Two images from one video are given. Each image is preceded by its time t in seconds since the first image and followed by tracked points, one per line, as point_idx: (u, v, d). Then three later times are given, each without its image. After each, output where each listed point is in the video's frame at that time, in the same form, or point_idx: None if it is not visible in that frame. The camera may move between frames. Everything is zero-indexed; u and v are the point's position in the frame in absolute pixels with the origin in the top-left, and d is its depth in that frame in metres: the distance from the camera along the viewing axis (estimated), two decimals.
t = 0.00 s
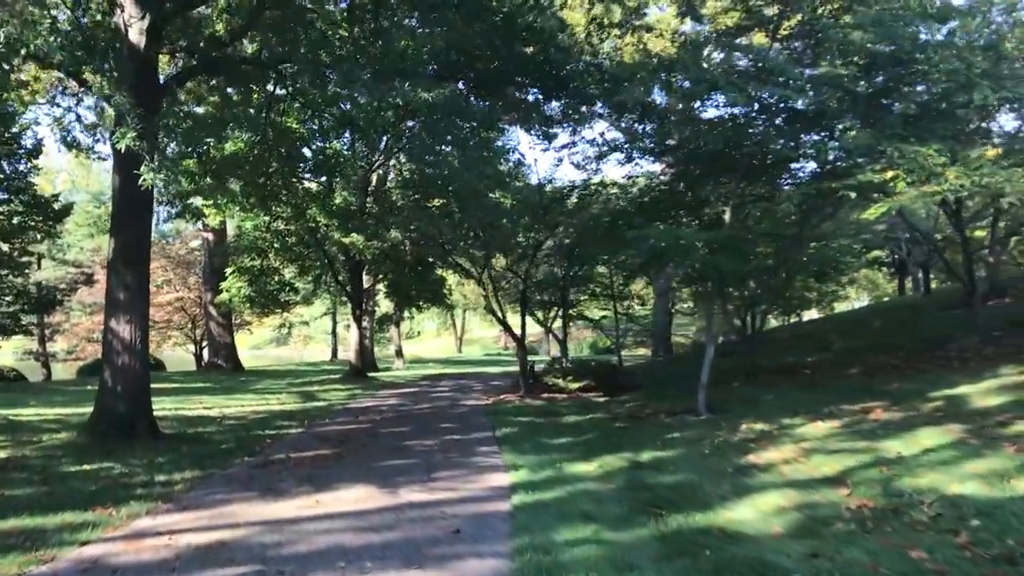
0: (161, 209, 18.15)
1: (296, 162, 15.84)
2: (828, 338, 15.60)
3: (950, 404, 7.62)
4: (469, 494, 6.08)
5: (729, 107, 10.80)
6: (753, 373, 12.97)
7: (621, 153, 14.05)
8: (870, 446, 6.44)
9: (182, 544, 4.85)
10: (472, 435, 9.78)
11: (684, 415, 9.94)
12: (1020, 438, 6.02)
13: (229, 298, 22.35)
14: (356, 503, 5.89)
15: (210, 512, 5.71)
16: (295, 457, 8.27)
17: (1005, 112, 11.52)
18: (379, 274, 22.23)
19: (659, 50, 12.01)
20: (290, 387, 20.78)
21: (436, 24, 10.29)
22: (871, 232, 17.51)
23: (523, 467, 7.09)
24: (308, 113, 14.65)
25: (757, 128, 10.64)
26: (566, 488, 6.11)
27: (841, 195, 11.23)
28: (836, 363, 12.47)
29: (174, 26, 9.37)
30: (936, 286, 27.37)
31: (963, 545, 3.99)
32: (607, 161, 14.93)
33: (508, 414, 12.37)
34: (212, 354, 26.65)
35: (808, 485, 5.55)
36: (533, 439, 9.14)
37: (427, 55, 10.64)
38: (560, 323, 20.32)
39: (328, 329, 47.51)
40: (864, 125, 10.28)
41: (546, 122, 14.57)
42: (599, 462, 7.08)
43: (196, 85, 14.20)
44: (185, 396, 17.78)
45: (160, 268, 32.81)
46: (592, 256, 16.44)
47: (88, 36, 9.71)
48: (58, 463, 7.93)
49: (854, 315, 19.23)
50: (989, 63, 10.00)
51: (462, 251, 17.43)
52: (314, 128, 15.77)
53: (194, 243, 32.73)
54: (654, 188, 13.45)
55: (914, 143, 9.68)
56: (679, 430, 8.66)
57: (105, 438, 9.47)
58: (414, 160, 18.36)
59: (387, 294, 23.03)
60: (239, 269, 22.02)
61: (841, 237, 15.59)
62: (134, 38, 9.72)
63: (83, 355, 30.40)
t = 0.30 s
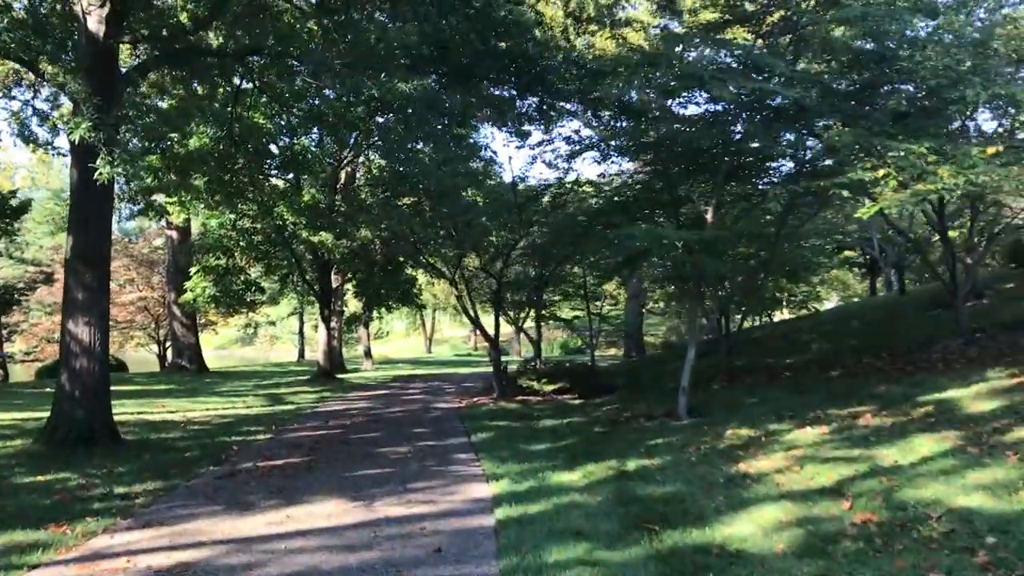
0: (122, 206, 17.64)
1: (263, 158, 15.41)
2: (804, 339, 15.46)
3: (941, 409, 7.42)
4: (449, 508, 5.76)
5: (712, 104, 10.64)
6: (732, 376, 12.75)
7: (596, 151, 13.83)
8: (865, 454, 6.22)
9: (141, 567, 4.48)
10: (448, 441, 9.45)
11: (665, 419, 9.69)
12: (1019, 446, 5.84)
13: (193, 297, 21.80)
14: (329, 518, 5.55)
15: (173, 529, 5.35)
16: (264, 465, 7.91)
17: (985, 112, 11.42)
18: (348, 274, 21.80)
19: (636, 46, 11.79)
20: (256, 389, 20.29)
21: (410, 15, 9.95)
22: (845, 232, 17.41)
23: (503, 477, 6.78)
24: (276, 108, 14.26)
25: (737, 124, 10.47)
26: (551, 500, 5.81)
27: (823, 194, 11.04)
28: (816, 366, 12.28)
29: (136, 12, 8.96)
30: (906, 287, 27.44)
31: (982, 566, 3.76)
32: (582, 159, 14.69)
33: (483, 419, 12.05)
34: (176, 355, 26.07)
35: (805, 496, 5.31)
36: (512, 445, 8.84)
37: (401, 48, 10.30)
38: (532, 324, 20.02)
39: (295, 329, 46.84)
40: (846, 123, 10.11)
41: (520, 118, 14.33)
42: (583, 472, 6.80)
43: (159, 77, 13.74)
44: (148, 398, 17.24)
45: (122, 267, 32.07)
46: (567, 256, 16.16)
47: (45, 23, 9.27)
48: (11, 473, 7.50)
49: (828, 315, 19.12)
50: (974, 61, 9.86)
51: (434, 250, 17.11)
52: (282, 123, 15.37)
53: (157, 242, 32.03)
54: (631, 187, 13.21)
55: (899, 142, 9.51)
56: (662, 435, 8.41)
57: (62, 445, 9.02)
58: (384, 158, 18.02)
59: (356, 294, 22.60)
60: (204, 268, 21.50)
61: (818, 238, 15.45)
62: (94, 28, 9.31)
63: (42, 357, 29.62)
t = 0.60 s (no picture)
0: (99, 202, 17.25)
1: (245, 153, 15.08)
2: (794, 338, 15.29)
3: (950, 409, 7.21)
4: (445, 515, 5.48)
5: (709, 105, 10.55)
6: (723, 375, 12.54)
7: (584, 147, 13.63)
8: (876, 456, 6.00)
9: None
10: (438, 443, 9.17)
11: (660, 420, 9.45)
12: None
13: (171, 295, 21.40)
14: (319, 526, 5.27)
15: (153, 539, 5.05)
16: (247, 469, 7.59)
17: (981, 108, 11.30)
18: (330, 272, 21.46)
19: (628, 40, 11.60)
20: (236, 390, 19.92)
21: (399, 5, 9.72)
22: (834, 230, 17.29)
23: (499, 482, 6.52)
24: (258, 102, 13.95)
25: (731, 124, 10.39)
26: (552, 506, 5.55)
27: (818, 191, 10.86)
28: (810, 366, 12.08)
29: None
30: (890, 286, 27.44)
31: None
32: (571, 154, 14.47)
33: (471, 419, 11.79)
34: (154, 355, 25.63)
35: (820, 502, 5.07)
36: (504, 447, 8.57)
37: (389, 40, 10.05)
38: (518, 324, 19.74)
39: (274, 328, 46.38)
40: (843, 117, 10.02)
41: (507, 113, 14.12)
42: (582, 476, 6.54)
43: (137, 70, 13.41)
44: (125, 400, 16.85)
45: (99, 265, 31.57)
46: (556, 253, 15.90)
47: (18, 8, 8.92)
48: None
49: (816, 314, 18.99)
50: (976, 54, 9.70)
51: (419, 248, 16.81)
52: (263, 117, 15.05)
53: (135, 239, 31.59)
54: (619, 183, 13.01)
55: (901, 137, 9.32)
56: (659, 437, 8.16)
57: (35, 449, 8.65)
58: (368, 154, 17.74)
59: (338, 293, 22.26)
60: (182, 267, 21.09)
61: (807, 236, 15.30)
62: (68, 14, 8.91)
63: (17, 356, 29.11)
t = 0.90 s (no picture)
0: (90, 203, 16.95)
1: (238, 152, 14.78)
2: (797, 340, 15.06)
3: (972, 416, 6.96)
4: (453, 531, 5.21)
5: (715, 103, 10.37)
6: (728, 379, 12.29)
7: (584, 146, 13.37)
8: (901, 466, 5.75)
9: None
10: (439, 451, 8.89)
11: (667, 426, 9.18)
12: None
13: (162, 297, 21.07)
14: (320, 543, 4.99)
15: (145, 558, 4.76)
16: (242, 480, 7.31)
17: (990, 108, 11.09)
18: (324, 273, 21.15)
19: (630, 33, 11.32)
20: (228, 393, 19.64)
21: None
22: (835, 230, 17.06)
23: (507, 493, 6.25)
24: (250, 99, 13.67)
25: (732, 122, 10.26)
26: (565, 520, 5.28)
27: (826, 190, 10.61)
28: (817, 368, 11.83)
29: None
30: (888, 286, 27.27)
31: None
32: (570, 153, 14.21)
33: (471, 424, 11.52)
34: (144, 358, 25.29)
35: (849, 516, 4.81)
36: (508, 455, 8.30)
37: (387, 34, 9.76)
38: (515, 325, 19.46)
39: (267, 330, 46.00)
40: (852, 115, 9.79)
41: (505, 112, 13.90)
42: (593, 487, 6.27)
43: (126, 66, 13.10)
44: (115, 404, 16.52)
45: (89, 266, 31.22)
46: (554, 254, 15.64)
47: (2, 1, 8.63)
48: None
49: (816, 314, 18.77)
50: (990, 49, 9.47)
51: (415, 249, 16.52)
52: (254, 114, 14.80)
53: (126, 240, 31.23)
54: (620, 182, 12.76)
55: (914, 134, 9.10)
56: (669, 445, 7.90)
57: (22, 459, 8.33)
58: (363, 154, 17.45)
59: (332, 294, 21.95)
60: (173, 268, 20.74)
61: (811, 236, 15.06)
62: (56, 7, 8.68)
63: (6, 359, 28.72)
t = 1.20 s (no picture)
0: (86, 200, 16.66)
1: (237, 149, 14.52)
2: (806, 339, 14.79)
3: (1002, 417, 6.69)
4: (463, 541, 4.93)
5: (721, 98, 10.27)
6: (739, 379, 12.02)
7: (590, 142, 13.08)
8: (932, 471, 5.47)
9: None
10: (445, 454, 8.62)
11: (680, 428, 8.92)
12: None
13: (160, 297, 20.81)
14: (322, 554, 4.71)
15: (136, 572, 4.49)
16: (240, 485, 7.04)
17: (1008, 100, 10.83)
18: (323, 272, 20.90)
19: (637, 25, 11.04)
20: (228, 395, 19.37)
21: None
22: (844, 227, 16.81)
23: (518, 500, 5.97)
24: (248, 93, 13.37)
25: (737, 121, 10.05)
26: (581, 528, 5.01)
27: (841, 184, 10.36)
28: (830, 369, 11.55)
29: None
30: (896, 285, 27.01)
31: None
32: (577, 148, 13.98)
33: (477, 426, 11.24)
34: (143, 359, 25.03)
35: (884, 525, 4.54)
36: (517, 459, 8.02)
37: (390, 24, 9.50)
38: (518, 325, 19.19)
39: (266, 331, 45.76)
40: (872, 106, 9.57)
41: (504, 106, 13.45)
42: (607, 493, 6.00)
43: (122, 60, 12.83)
44: (111, 407, 16.25)
45: (87, 266, 31.00)
46: (560, 252, 15.39)
47: None
48: None
49: (824, 313, 18.50)
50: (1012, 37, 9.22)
51: (416, 248, 16.24)
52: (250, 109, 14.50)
53: (124, 240, 31.01)
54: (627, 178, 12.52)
55: (935, 125, 8.83)
56: (683, 448, 7.63)
57: (14, 465, 8.05)
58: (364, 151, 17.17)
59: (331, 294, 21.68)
60: (171, 268, 20.47)
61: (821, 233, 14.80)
62: None
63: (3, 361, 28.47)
